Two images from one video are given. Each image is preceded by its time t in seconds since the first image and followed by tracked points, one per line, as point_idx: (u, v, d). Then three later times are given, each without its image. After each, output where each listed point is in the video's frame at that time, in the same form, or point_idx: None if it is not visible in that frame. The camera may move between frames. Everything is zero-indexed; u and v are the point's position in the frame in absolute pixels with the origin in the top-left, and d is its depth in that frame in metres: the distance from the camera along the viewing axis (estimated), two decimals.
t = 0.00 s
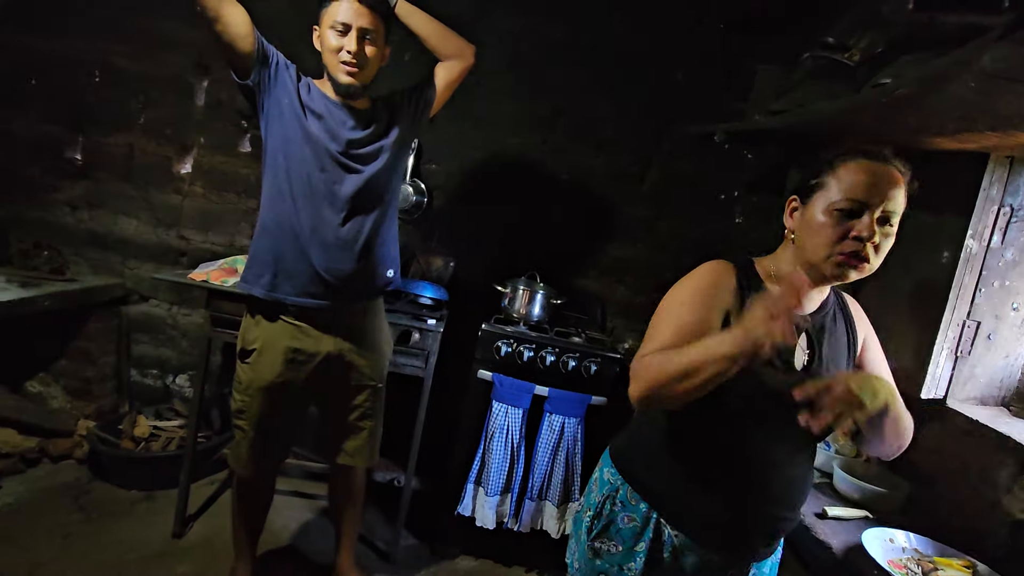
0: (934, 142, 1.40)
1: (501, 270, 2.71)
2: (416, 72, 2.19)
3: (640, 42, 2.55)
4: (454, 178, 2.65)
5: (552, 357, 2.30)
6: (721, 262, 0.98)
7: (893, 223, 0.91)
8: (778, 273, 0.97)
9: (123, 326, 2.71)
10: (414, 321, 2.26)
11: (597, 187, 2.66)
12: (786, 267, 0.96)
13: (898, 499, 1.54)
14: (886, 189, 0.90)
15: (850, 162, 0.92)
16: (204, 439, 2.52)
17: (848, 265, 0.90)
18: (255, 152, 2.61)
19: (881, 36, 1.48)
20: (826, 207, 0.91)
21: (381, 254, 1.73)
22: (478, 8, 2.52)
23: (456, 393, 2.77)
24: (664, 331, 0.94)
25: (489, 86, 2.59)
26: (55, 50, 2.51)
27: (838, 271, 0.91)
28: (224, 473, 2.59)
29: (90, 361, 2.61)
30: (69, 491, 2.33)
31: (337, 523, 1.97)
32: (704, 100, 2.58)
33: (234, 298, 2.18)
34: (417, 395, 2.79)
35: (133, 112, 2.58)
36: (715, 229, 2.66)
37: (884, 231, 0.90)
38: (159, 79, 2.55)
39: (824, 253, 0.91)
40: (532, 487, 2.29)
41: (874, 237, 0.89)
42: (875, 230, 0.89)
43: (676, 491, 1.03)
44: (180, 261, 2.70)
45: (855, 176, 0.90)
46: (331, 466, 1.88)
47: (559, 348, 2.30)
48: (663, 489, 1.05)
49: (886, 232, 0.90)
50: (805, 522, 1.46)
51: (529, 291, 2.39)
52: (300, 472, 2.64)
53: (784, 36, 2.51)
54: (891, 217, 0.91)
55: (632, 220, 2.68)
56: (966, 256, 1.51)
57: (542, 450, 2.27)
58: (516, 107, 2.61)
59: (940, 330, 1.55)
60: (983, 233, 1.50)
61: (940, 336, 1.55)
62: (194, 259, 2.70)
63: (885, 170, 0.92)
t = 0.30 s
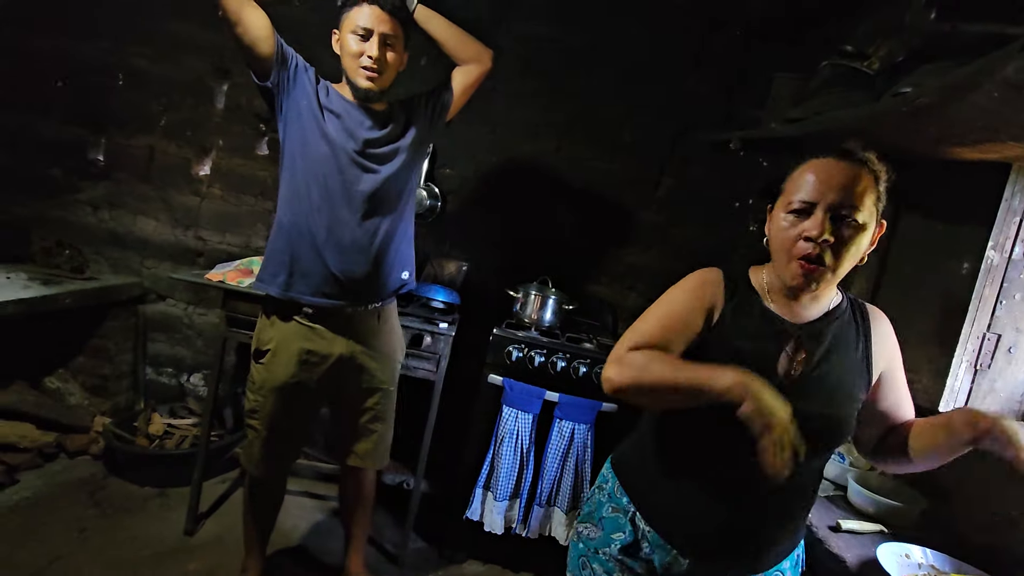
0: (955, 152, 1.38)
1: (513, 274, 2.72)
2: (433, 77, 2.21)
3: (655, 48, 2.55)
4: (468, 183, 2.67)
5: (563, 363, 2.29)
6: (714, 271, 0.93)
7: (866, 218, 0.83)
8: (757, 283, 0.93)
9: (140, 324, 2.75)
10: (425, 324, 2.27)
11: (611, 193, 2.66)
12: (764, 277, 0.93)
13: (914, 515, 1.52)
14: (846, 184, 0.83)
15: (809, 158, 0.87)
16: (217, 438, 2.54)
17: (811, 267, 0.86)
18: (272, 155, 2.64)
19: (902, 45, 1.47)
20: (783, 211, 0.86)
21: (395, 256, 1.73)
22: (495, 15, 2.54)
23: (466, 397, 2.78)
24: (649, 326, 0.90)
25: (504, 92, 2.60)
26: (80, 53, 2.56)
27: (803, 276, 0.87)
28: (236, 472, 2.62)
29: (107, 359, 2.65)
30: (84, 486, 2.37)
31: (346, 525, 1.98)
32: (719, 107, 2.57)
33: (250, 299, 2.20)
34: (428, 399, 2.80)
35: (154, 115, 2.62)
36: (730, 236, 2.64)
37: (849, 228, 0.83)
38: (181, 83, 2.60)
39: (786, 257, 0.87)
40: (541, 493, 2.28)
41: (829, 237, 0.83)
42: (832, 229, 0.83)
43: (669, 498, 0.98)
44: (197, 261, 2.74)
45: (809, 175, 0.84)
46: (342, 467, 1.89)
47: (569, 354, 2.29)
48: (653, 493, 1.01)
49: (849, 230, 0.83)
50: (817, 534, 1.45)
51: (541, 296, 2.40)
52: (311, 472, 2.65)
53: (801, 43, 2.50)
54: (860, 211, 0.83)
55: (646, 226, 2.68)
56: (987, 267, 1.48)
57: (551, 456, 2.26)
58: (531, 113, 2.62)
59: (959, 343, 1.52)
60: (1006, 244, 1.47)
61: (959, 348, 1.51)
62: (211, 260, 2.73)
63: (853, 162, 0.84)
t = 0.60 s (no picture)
0: (978, 173, 1.37)
1: (527, 285, 2.72)
2: (452, 88, 2.24)
3: (674, 64, 2.56)
4: (484, 193, 2.69)
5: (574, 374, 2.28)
6: (674, 289, 0.98)
7: (820, 217, 0.78)
8: (718, 295, 0.92)
9: (158, 324, 2.79)
10: (438, 332, 2.28)
11: (627, 206, 2.67)
12: (728, 286, 0.91)
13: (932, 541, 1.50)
14: (794, 181, 0.78)
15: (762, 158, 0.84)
16: (230, 438, 2.56)
17: (764, 271, 0.81)
18: (293, 161, 2.69)
19: (923, 66, 1.47)
20: (736, 214, 0.83)
21: (411, 262, 1.75)
22: (515, 29, 2.57)
23: (476, 407, 2.78)
24: (608, 370, 0.99)
25: (522, 104, 2.63)
26: (110, 59, 2.63)
27: (756, 280, 0.82)
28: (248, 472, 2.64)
29: (125, 357, 2.70)
30: (98, 482, 2.40)
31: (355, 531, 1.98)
32: (737, 123, 2.57)
33: (268, 303, 2.23)
34: (438, 407, 2.81)
35: (180, 120, 2.68)
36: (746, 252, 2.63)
37: (799, 227, 0.78)
38: (206, 89, 2.66)
39: (738, 261, 0.84)
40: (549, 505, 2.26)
41: (777, 237, 0.79)
42: (778, 228, 0.78)
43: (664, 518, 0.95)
44: (215, 263, 2.78)
45: (756, 174, 0.81)
46: (352, 472, 1.90)
47: (581, 366, 2.29)
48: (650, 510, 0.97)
49: (797, 229, 0.78)
50: (830, 557, 1.43)
51: (554, 307, 2.40)
52: (321, 476, 2.67)
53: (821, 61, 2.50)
54: (812, 209, 0.78)
55: (661, 241, 2.67)
56: (1009, 291, 1.43)
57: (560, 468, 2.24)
58: (549, 125, 2.64)
59: (979, 368, 1.47)
60: None
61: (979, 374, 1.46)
62: (229, 263, 2.77)
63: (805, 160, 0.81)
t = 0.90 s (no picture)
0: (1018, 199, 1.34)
1: (549, 299, 2.72)
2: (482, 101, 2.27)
3: (703, 82, 2.56)
4: (510, 206, 2.70)
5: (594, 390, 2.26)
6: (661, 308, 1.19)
7: (738, 216, 0.96)
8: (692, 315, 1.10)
9: (187, 324, 2.84)
10: (459, 342, 2.29)
11: (653, 223, 2.65)
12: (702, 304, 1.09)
13: None
14: (721, 189, 1.00)
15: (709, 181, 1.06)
16: (251, 439, 2.59)
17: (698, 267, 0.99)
18: (324, 169, 2.74)
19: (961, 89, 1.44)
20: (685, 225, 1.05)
21: (429, 278, 1.72)
22: (545, 45, 2.60)
23: (494, 420, 2.77)
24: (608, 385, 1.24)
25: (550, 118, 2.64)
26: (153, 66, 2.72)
27: (689, 273, 1.00)
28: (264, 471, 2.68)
29: (153, 355, 2.76)
30: (122, 477, 2.44)
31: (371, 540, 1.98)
32: (767, 143, 2.55)
33: (293, 307, 2.27)
34: (456, 418, 2.81)
35: (217, 126, 2.75)
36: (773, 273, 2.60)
37: (718, 225, 0.98)
38: (243, 97, 2.73)
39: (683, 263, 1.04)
40: (564, 522, 2.22)
41: (697, 233, 0.99)
42: (703, 226, 0.99)
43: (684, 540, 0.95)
44: (244, 267, 2.84)
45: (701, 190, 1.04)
46: (372, 480, 1.91)
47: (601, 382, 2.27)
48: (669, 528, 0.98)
49: (716, 227, 0.97)
50: None
51: (575, 322, 2.40)
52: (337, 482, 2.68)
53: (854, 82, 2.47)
54: (735, 212, 0.97)
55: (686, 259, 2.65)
56: None
57: (577, 485, 2.22)
58: (576, 140, 2.65)
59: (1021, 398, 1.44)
60: None
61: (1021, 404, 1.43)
62: (257, 267, 2.82)
63: (751, 174, 1.00)
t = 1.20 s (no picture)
0: None
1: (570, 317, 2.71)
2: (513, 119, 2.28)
3: (735, 105, 2.55)
4: (535, 223, 2.71)
5: (613, 412, 2.23)
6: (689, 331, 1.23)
7: (752, 234, 0.98)
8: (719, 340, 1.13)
9: (214, 326, 2.90)
10: (480, 357, 2.29)
11: (679, 244, 2.63)
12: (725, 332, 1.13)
13: None
14: (739, 203, 1.01)
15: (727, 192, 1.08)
16: (270, 442, 2.62)
17: (711, 282, 1.02)
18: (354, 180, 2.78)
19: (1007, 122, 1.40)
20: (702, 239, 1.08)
21: (456, 294, 1.75)
22: (576, 65, 2.63)
23: (511, 435, 2.75)
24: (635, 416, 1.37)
25: (579, 137, 2.65)
26: (196, 76, 2.82)
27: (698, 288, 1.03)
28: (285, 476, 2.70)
29: (181, 355, 2.82)
30: (145, 473, 2.49)
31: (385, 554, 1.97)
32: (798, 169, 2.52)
33: (317, 314, 2.30)
34: (473, 432, 2.80)
35: (254, 135, 2.83)
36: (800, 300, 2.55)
37: (731, 239, 1.00)
38: (280, 106, 2.80)
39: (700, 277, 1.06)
40: (578, 543, 2.23)
41: (711, 248, 1.02)
42: (718, 241, 1.01)
43: (700, 568, 0.93)
44: (272, 272, 2.89)
45: (720, 202, 1.06)
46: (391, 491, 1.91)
47: (621, 404, 2.23)
48: (678, 553, 0.95)
49: (730, 242, 0.99)
50: None
51: (596, 341, 2.39)
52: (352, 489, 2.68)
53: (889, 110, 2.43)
54: (750, 229, 0.99)
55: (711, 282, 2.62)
56: None
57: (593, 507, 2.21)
58: (605, 159, 2.65)
59: None
60: None
61: None
62: (285, 273, 2.87)
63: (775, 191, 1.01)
